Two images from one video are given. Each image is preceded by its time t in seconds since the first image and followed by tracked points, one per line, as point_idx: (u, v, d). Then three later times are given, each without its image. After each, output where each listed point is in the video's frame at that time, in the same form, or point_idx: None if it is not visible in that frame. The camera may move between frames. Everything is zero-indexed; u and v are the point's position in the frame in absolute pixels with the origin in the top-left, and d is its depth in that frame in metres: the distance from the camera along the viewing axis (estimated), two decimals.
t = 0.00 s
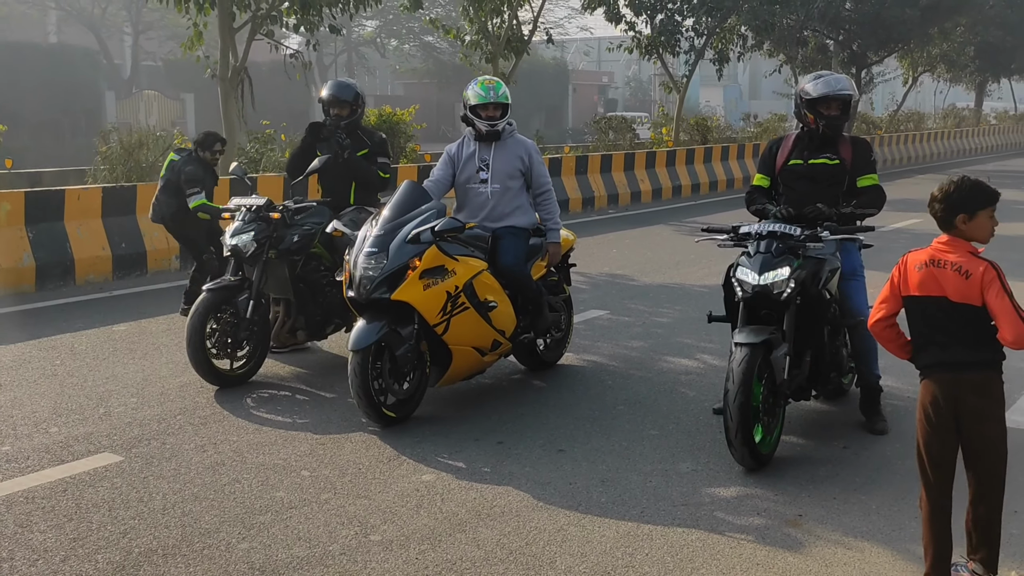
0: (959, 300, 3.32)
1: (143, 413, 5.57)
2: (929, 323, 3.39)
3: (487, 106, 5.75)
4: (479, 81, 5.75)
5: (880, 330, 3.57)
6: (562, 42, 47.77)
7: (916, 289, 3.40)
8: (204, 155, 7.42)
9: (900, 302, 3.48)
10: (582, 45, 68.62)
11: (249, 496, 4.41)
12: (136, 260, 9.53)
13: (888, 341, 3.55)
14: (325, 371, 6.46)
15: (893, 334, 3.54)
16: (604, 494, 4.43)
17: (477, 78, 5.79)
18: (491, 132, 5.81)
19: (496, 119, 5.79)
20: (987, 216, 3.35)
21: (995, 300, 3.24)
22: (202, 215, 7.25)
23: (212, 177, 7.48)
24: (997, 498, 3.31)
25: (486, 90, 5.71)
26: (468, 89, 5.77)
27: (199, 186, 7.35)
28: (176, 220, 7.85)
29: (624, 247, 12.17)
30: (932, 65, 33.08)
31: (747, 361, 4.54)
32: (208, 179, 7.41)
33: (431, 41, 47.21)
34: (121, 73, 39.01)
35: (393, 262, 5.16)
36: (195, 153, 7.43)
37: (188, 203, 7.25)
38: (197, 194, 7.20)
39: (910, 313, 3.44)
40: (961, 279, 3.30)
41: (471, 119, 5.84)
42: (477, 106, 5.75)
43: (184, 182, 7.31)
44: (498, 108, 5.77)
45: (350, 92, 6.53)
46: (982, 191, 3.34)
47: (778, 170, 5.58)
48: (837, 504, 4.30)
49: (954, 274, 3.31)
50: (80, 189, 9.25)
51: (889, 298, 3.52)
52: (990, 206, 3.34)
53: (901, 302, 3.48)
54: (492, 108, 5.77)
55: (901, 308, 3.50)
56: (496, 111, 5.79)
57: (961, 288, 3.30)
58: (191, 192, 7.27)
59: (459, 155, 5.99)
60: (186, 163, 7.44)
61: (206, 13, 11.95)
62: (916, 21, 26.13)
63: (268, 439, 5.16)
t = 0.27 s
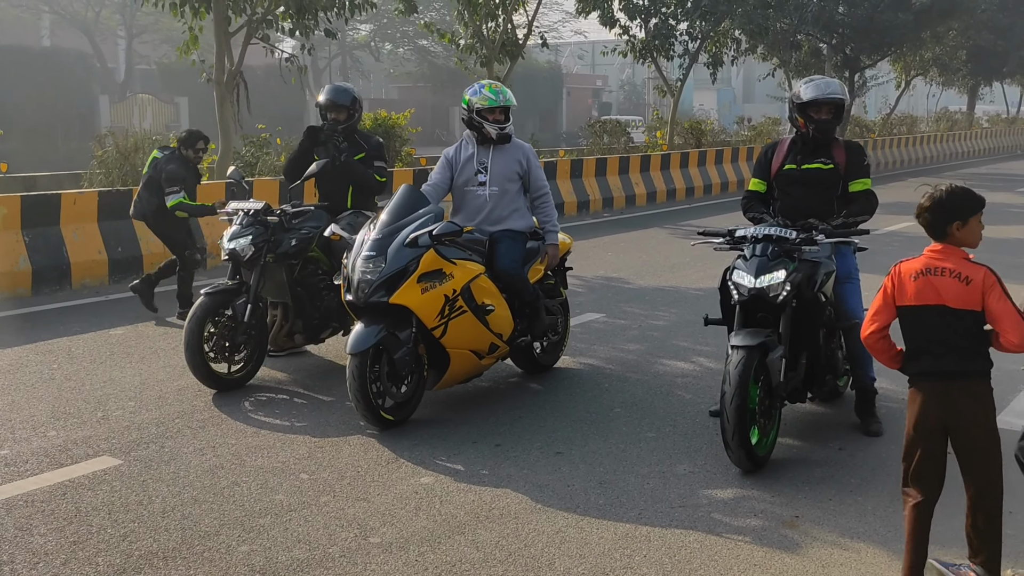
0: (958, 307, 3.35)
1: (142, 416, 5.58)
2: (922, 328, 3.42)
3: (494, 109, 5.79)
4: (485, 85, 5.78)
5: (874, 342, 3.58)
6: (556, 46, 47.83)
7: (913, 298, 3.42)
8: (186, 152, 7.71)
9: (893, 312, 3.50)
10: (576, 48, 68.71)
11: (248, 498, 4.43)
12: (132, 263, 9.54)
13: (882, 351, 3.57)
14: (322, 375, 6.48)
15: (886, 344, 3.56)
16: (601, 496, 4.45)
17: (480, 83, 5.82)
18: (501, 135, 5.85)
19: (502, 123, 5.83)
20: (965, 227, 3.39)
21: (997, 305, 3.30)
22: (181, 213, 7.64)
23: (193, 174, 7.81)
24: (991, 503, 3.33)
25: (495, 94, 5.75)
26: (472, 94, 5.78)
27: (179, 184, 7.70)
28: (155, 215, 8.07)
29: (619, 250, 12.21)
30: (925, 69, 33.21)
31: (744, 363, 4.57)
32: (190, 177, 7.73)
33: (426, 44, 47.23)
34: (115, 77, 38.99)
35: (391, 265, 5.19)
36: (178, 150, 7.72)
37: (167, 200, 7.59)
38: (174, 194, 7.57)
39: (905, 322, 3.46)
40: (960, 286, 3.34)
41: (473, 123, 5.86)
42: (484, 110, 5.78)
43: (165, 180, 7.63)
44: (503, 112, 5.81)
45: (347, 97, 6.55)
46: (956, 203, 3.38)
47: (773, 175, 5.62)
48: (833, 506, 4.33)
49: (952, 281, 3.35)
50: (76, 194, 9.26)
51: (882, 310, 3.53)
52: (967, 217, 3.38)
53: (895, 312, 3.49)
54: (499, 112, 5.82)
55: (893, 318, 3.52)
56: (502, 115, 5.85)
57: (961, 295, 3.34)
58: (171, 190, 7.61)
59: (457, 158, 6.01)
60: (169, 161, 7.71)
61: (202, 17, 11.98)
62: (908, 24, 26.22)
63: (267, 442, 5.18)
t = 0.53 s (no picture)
0: (930, 305, 3.37)
1: (143, 418, 5.58)
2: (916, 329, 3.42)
3: (502, 110, 5.83)
4: (492, 87, 5.79)
5: (864, 340, 3.63)
6: (554, 48, 47.86)
7: (893, 295, 3.48)
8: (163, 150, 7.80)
9: (880, 310, 3.56)
10: (573, 51, 68.77)
11: (250, 500, 4.43)
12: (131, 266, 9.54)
13: (873, 348, 3.62)
14: (323, 376, 6.49)
15: (875, 342, 3.61)
16: (603, 497, 4.46)
17: (485, 84, 5.83)
18: (511, 136, 5.90)
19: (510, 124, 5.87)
20: (934, 229, 3.42)
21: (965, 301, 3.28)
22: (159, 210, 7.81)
23: (170, 170, 7.92)
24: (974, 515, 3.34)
25: (504, 94, 5.76)
26: (479, 95, 5.79)
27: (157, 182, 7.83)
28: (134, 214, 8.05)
29: (618, 252, 12.22)
30: (922, 72, 33.26)
31: (745, 364, 4.58)
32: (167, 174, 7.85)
33: (424, 46, 47.22)
34: (112, 79, 38.96)
35: (392, 267, 5.19)
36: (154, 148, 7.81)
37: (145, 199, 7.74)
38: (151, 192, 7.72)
39: (900, 322, 3.47)
40: (931, 284, 3.36)
41: (480, 123, 5.88)
42: (493, 110, 5.81)
43: (143, 179, 7.76)
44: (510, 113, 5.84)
45: (348, 99, 6.55)
46: (923, 205, 3.43)
47: (773, 177, 5.63)
48: (834, 506, 4.34)
49: (924, 278, 3.38)
50: (76, 196, 9.26)
51: (873, 308, 3.59)
52: (936, 218, 3.41)
53: (881, 310, 3.56)
54: (506, 112, 5.87)
55: (880, 317, 3.57)
56: (508, 116, 5.90)
57: (932, 293, 3.36)
58: (149, 189, 7.75)
59: (459, 159, 6.02)
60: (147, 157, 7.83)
61: (201, 19, 11.99)
62: (906, 27, 26.27)
63: (268, 444, 5.18)
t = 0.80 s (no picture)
0: (924, 307, 3.38)
1: (144, 420, 5.58)
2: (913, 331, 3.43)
3: (507, 111, 5.84)
4: (497, 88, 5.80)
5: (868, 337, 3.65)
6: (553, 51, 47.87)
7: (892, 295, 3.50)
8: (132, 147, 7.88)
9: (884, 311, 3.57)
10: (571, 52, 68.82)
11: (253, 502, 4.42)
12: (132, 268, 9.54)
13: (880, 349, 3.63)
14: (325, 378, 6.48)
15: (884, 343, 3.62)
16: (606, 498, 4.45)
17: (491, 86, 5.85)
18: (515, 137, 5.91)
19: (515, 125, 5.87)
20: (932, 230, 3.39)
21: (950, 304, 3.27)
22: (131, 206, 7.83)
23: (140, 167, 7.97)
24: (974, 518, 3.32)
25: (509, 95, 5.78)
26: (484, 97, 5.80)
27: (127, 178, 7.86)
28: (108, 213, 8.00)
29: (618, 254, 12.22)
30: (921, 73, 33.30)
31: (748, 366, 4.58)
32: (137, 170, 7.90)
33: (423, 48, 47.23)
34: (111, 81, 38.94)
35: (395, 269, 5.20)
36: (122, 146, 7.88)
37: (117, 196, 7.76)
38: (124, 187, 7.75)
39: (899, 323, 3.48)
40: (924, 285, 3.37)
41: (485, 124, 5.89)
42: (498, 111, 5.82)
43: (113, 175, 7.77)
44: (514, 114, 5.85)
45: (349, 101, 6.56)
46: (923, 206, 3.42)
47: (776, 178, 5.63)
48: (837, 507, 4.33)
49: (918, 279, 3.39)
50: (76, 198, 9.25)
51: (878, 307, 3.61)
52: (934, 219, 3.39)
53: (884, 310, 3.57)
54: (511, 113, 5.87)
55: (885, 317, 3.59)
56: (513, 116, 5.91)
57: (925, 295, 3.36)
58: (120, 185, 7.77)
59: (464, 159, 6.03)
60: (116, 154, 7.86)
61: (201, 21, 12.00)
62: (904, 28, 26.30)
63: (270, 445, 5.18)
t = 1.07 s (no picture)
0: (931, 310, 3.37)
1: (146, 423, 5.57)
2: (918, 335, 3.42)
3: (507, 114, 5.81)
4: (497, 89, 5.78)
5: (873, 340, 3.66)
6: (552, 53, 47.86)
7: (900, 298, 3.49)
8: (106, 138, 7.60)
9: (889, 314, 3.57)
10: (571, 54, 68.81)
11: (255, 505, 4.41)
12: (132, 270, 9.53)
13: (884, 351, 3.64)
14: (326, 380, 6.48)
15: (889, 346, 3.63)
16: (609, 501, 4.44)
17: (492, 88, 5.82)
18: (514, 139, 5.89)
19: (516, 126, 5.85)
20: (941, 233, 3.37)
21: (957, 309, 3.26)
22: (106, 199, 7.57)
23: (117, 157, 7.70)
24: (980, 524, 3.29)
25: (509, 98, 5.75)
26: (485, 99, 5.78)
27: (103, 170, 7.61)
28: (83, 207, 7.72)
29: (619, 255, 12.21)
30: (921, 75, 33.30)
31: (751, 368, 4.57)
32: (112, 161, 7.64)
33: (423, 50, 47.22)
34: (111, 83, 38.90)
35: (397, 272, 5.20)
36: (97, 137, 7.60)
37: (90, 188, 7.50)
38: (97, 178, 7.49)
39: (903, 327, 3.48)
40: (932, 289, 3.36)
41: (487, 127, 5.88)
42: (497, 114, 5.80)
43: (87, 167, 7.52)
44: (515, 116, 5.83)
45: (351, 103, 6.56)
46: (930, 209, 3.38)
47: (780, 180, 5.61)
48: (841, 510, 4.32)
49: (926, 283, 3.38)
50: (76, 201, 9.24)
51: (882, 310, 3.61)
52: (944, 223, 3.36)
53: (890, 314, 3.56)
54: (511, 116, 5.84)
55: (890, 320, 3.59)
56: (514, 119, 5.87)
57: (932, 298, 3.36)
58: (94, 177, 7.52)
59: (467, 162, 6.03)
60: (91, 146, 7.62)
61: (202, 23, 12.00)
62: (904, 30, 26.30)
63: (272, 448, 5.17)
